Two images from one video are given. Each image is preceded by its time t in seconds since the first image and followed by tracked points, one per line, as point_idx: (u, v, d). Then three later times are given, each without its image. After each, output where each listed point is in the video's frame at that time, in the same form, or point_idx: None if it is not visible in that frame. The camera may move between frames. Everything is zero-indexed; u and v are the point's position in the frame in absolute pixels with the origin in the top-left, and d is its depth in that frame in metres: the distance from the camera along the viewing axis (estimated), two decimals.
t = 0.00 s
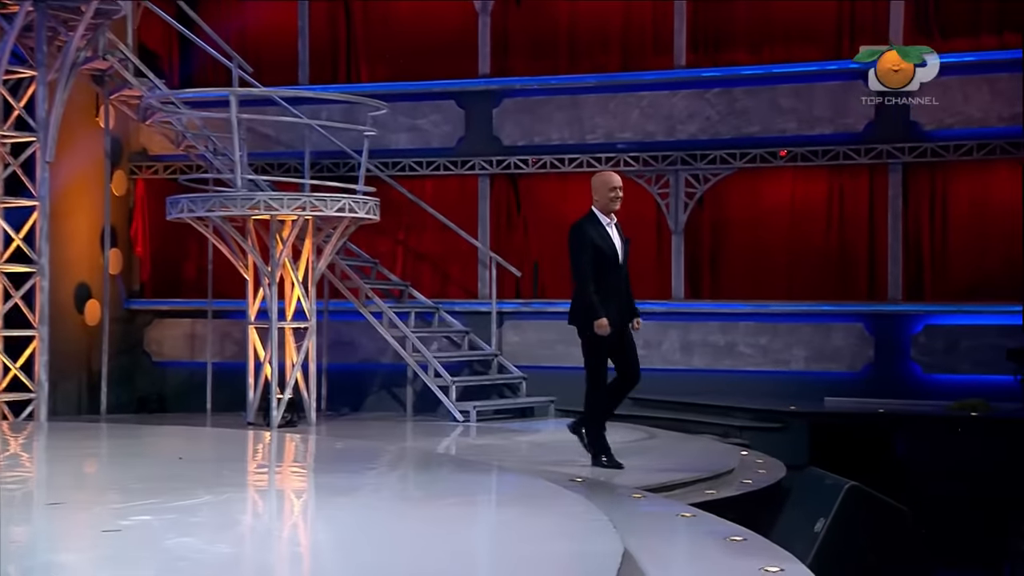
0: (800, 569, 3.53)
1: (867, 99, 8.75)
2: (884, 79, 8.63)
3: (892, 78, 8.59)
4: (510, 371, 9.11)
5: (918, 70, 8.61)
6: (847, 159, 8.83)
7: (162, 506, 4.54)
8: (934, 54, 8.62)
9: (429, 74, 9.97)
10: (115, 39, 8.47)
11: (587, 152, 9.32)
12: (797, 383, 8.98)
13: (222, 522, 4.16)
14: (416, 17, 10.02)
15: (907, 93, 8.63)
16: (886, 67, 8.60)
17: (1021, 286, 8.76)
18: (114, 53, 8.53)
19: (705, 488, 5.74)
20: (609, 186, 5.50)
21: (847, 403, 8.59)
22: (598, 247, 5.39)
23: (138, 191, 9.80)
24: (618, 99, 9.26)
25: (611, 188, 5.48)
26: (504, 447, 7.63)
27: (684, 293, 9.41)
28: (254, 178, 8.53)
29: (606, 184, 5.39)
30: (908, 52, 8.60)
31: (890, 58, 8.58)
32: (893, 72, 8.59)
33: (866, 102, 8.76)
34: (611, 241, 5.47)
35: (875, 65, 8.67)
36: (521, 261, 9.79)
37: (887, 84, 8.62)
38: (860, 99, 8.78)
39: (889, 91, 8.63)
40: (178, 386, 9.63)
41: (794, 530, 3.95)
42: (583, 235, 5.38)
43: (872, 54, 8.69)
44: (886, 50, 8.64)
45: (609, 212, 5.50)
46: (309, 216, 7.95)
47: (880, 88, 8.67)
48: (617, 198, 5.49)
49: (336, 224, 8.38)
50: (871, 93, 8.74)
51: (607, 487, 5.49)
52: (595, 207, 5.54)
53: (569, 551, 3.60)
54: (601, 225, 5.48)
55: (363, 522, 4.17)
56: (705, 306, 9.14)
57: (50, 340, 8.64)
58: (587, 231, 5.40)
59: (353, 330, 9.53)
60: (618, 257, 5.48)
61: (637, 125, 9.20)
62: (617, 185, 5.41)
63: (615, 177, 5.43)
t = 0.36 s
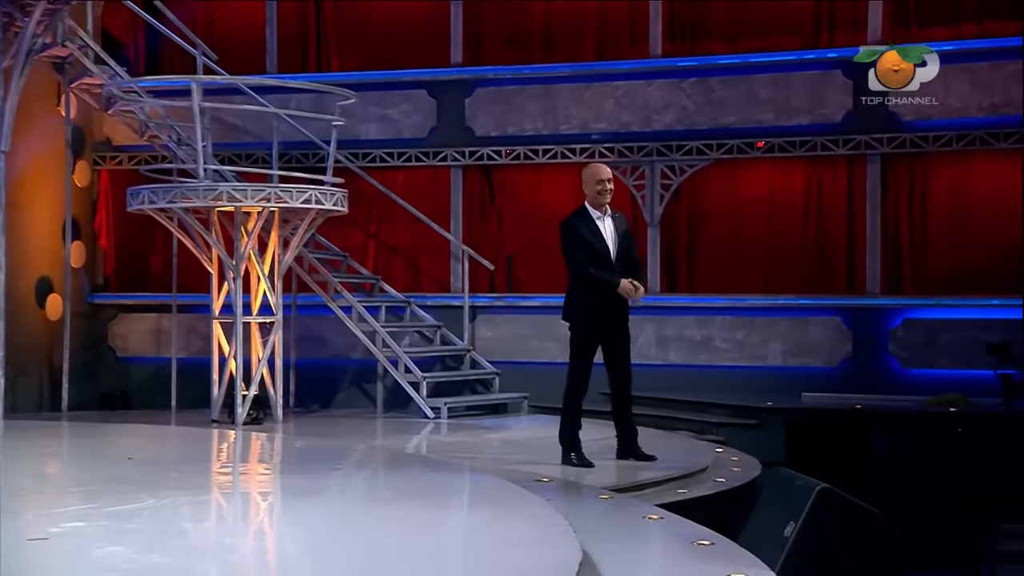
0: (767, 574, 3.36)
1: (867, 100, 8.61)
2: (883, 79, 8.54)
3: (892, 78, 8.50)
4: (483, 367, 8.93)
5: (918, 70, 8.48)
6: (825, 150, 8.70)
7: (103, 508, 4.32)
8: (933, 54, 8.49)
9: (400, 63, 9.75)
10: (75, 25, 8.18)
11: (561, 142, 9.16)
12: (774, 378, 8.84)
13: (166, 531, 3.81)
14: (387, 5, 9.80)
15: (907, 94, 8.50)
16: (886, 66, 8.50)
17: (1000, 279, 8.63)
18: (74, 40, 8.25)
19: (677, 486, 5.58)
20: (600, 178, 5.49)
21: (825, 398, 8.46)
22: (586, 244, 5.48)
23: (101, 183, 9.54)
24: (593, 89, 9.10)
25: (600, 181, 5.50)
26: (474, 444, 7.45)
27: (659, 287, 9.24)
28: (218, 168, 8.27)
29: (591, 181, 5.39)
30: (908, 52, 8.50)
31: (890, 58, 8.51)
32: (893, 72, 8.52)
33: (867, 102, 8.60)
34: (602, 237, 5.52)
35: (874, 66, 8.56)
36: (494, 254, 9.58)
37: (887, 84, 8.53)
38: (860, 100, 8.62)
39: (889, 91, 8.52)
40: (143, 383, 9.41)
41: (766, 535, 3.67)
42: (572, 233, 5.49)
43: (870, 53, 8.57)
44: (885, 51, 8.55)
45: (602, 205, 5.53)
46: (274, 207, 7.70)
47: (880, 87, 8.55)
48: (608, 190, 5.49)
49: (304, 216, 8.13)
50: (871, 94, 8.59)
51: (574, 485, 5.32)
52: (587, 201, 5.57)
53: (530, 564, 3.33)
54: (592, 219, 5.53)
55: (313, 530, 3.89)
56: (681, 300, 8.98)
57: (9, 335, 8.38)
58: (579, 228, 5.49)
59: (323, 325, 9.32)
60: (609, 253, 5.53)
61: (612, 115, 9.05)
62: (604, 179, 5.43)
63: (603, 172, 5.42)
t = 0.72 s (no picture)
0: None
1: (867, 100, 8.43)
2: (883, 79, 8.38)
3: (893, 78, 8.33)
4: (468, 364, 8.73)
5: (919, 71, 8.31)
6: (817, 142, 8.54)
7: (58, 511, 4.13)
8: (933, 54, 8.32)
9: (383, 54, 9.56)
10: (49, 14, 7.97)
11: (548, 135, 9.00)
12: (765, 375, 8.67)
13: (108, 539, 3.47)
14: None
15: (907, 94, 8.31)
16: (886, 67, 8.34)
17: (997, 274, 8.40)
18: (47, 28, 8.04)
19: (661, 488, 5.40)
20: (608, 172, 5.42)
21: (816, 396, 8.29)
22: (584, 244, 5.54)
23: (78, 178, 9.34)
24: (580, 80, 8.95)
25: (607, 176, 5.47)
26: (456, 442, 7.27)
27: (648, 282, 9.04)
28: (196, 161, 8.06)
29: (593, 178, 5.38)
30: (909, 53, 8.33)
31: (890, 57, 8.33)
32: (893, 72, 8.34)
33: (866, 102, 8.43)
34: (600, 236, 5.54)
35: (874, 66, 8.42)
36: (480, 249, 9.36)
37: (887, 84, 8.36)
38: (860, 99, 8.45)
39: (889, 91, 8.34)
40: (121, 380, 9.21)
41: (749, 543, 3.48)
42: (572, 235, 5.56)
43: (869, 52, 8.40)
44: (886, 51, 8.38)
45: (607, 201, 5.49)
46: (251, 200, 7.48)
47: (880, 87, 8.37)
48: (614, 186, 5.41)
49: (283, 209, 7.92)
50: (870, 94, 8.42)
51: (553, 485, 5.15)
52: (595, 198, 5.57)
53: (499, 574, 3.15)
54: (594, 215, 5.56)
55: (274, 535, 3.69)
56: (671, 295, 8.80)
57: None
58: (578, 230, 5.55)
59: (305, 321, 9.12)
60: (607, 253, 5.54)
61: (600, 107, 8.89)
62: (612, 175, 5.38)
63: (605, 170, 5.32)
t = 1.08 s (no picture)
0: None
1: (865, 101, 8.22)
2: (883, 79, 8.15)
3: (893, 78, 8.10)
4: (456, 363, 8.53)
5: (918, 70, 8.10)
6: (812, 136, 8.35)
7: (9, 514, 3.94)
8: (932, 54, 8.13)
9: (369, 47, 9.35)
10: (23, 5, 7.77)
11: (538, 129, 8.82)
12: (758, 375, 8.48)
13: (49, 554, 3.29)
14: None
15: (907, 94, 8.10)
16: (886, 66, 8.12)
17: (995, 271, 8.22)
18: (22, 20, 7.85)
19: (648, 493, 5.19)
20: (608, 163, 5.28)
21: (812, 396, 8.09)
22: (576, 235, 5.37)
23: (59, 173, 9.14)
24: (571, 73, 8.75)
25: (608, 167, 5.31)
26: (441, 444, 7.07)
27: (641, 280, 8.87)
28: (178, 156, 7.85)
29: (592, 165, 5.25)
30: (908, 53, 8.11)
31: (890, 57, 8.11)
32: (893, 72, 8.12)
33: (866, 102, 8.22)
34: (596, 229, 5.34)
35: (874, 66, 8.19)
36: (469, 245, 9.17)
37: (887, 84, 8.13)
38: (860, 100, 8.24)
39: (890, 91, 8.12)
40: (104, 381, 9.05)
41: (731, 555, 3.27)
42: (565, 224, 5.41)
43: (869, 53, 8.18)
44: (885, 53, 8.16)
45: (605, 192, 5.33)
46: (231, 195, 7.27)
47: (880, 87, 8.15)
48: (613, 175, 5.24)
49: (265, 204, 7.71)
50: (870, 94, 8.20)
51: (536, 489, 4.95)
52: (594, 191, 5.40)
53: None
54: (590, 207, 5.37)
55: (230, 546, 3.48)
56: (663, 293, 8.61)
57: None
58: (572, 221, 5.38)
59: (290, 319, 8.93)
60: (600, 247, 5.34)
61: (590, 100, 8.70)
62: (612, 163, 5.24)
63: (604, 157, 5.19)
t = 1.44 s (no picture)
0: None
1: (864, 100, 8.05)
2: (883, 80, 7.99)
3: (893, 79, 7.95)
4: (444, 363, 8.33)
5: (918, 70, 7.94)
6: (808, 130, 8.16)
7: None
8: (932, 54, 7.96)
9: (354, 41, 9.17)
10: None
11: (527, 123, 8.64)
12: (752, 375, 8.29)
13: None
14: None
15: (907, 94, 7.93)
16: (886, 66, 7.97)
17: (992, 269, 8.02)
18: None
19: (635, 499, 5.00)
20: (598, 157, 5.06)
21: (807, 397, 7.91)
22: (563, 229, 5.16)
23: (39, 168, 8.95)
24: (561, 66, 8.60)
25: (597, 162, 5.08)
26: (425, 446, 6.88)
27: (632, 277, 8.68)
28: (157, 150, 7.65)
29: (581, 159, 5.04)
30: (908, 53, 7.95)
31: (890, 57, 7.96)
32: (893, 72, 7.97)
33: (866, 102, 8.04)
34: (583, 224, 5.16)
35: (874, 66, 8.03)
36: (457, 242, 8.94)
37: (887, 84, 7.97)
38: (860, 99, 8.07)
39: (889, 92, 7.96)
40: (84, 380, 8.86)
41: (712, 567, 3.08)
42: (552, 219, 5.20)
43: (868, 52, 8.02)
44: (886, 53, 8.00)
45: (593, 187, 5.12)
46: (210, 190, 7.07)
47: (880, 87, 7.99)
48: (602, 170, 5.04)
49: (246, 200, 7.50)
50: (870, 94, 8.04)
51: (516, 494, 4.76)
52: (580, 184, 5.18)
53: None
54: (578, 202, 5.19)
55: (184, 560, 3.28)
56: (656, 291, 8.41)
57: None
58: (561, 216, 5.17)
59: (274, 318, 8.74)
60: (589, 242, 5.15)
61: (581, 93, 8.54)
62: (600, 158, 5.03)
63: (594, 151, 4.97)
